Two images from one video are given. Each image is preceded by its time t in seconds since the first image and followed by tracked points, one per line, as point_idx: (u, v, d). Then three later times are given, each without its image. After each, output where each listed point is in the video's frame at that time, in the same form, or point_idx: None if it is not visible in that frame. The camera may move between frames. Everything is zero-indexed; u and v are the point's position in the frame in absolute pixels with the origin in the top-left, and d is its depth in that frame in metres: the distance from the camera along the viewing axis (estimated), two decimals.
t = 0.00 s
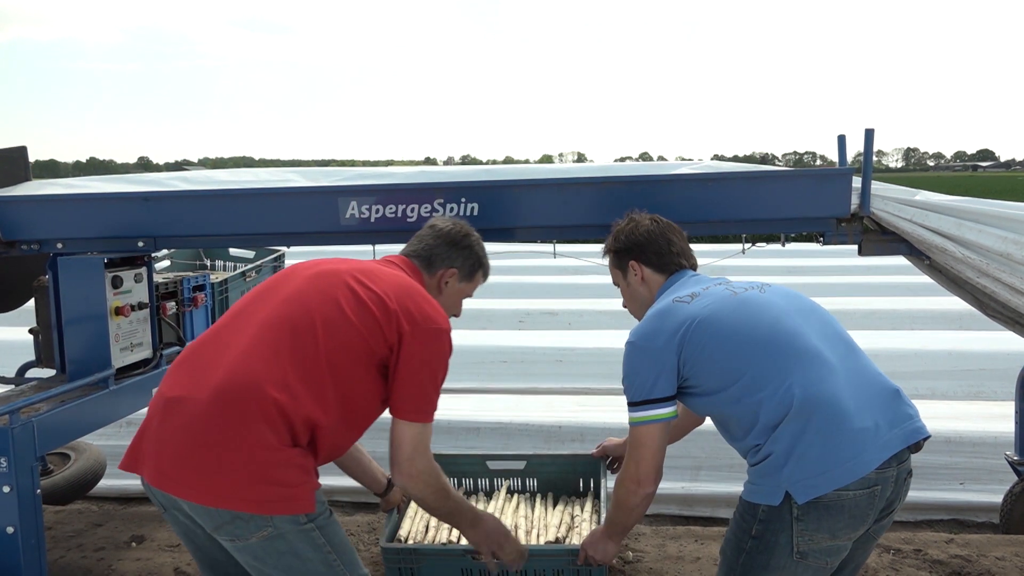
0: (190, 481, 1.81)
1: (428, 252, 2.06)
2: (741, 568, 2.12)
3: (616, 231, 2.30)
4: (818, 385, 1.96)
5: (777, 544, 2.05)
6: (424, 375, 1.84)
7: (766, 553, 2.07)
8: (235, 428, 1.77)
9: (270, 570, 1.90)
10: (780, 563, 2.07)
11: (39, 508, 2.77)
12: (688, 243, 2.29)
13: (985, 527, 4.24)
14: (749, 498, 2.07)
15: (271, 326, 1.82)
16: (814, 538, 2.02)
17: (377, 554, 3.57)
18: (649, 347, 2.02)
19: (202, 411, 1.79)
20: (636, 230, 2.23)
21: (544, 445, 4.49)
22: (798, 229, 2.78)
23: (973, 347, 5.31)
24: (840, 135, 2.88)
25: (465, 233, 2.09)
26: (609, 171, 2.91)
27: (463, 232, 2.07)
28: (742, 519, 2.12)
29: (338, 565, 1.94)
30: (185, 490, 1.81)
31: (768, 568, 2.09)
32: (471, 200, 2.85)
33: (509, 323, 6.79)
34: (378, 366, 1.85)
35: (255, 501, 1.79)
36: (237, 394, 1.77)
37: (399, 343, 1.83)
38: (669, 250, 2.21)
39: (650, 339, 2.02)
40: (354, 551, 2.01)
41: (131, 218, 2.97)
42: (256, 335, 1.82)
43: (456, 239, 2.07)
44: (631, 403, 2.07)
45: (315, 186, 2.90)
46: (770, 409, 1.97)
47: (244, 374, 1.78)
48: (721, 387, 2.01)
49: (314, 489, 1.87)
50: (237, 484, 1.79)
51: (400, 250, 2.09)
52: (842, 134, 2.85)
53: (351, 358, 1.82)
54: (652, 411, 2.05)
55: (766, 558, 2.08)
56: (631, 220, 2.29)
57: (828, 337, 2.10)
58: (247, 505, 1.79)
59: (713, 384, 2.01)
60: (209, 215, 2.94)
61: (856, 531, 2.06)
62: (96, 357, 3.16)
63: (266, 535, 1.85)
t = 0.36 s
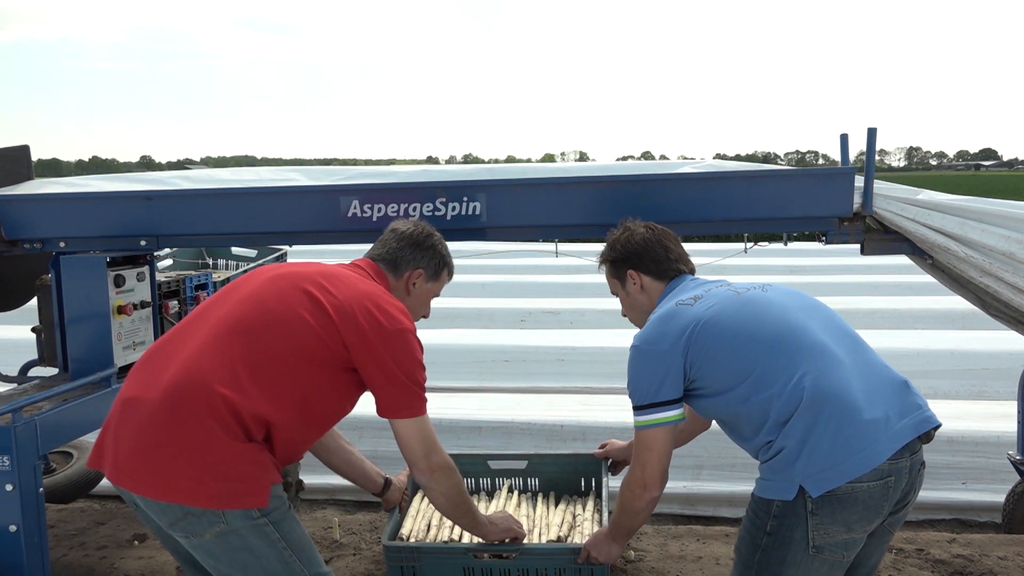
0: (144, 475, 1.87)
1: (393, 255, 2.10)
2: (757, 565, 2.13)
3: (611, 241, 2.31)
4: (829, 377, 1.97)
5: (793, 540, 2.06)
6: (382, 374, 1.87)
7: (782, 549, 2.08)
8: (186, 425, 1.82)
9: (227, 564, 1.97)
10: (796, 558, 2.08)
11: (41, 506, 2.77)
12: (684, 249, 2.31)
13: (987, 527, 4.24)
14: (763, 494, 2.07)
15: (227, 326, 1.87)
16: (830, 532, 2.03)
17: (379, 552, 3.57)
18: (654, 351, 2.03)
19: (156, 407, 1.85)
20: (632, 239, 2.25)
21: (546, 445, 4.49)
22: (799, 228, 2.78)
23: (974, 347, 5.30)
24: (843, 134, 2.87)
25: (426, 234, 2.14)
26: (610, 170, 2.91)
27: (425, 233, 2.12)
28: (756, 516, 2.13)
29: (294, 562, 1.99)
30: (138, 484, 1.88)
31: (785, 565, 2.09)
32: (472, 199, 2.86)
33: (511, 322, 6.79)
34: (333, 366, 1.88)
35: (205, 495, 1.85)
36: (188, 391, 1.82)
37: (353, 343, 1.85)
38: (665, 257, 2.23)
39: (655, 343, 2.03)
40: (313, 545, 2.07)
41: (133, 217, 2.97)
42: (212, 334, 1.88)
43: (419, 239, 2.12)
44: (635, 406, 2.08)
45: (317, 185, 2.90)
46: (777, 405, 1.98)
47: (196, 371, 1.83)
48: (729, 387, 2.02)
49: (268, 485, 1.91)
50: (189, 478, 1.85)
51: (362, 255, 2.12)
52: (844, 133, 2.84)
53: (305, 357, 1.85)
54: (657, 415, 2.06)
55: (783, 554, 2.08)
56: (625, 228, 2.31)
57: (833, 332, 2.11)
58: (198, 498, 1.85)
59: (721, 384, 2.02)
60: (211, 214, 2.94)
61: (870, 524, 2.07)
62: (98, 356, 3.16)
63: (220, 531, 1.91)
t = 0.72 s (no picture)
0: (153, 438, 1.94)
1: (424, 249, 2.13)
2: (770, 566, 2.13)
3: (605, 249, 2.33)
4: (839, 375, 1.98)
5: (806, 541, 2.06)
6: (390, 365, 1.86)
7: (796, 551, 2.07)
8: (200, 392, 1.89)
9: (210, 537, 2.03)
10: (810, 560, 2.07)
11: (48, 501, 2.78)
12: (681, 255, 2.33)
13: (994, 525, 4.22)
14: (775, 496, 2.07)
15: (248, 300, 1.93)
16: (844, 533, 2.03)
17: (385, 548, 3.57)
18: (661, 357, 2.03)
19: (173, 373, 1.92)
20: (629, 249, 2.27)
21: (551, 441, 4.49)
22: (806, 224, 2.77)
23: (981, 344, 5.28)
24: (849, 130, 2.86)
25: (457, 229, 2.18)
26: (615, 166, 2.90)
27: (455, 228, 2.15)
28: (769, 518, 2.13)
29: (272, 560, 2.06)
30: (147, 446, 1.94)
31: (799, 566, 2.08)
32: (478, 195, 2.85)
33: (516, 319, 6.79)
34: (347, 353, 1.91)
35: (210, 464, 1.91)
36: (205, 360, 1.89)
37: (367, 331, 1.88)
38: (663, 267, 2.25)
39: (661, 350, 2.02)
40: (290, 546, 2.14)
41: (140, 213, 2.98)
42: (233, 306, 1.95)
43: (449, 235, 2.16)
44: (643, 413, 2.08)
45: (322, 181, 2.90)
46: (788, 404, 1.98)
47: (214, 342, 1.89)
48: (738, 389, 2.02)
49: (271, 462, 1.97)
50: (197, 446, 1.92)
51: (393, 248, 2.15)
52: (851, 130, 2.83)
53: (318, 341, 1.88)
54: (665, 420, 2.06)
55: (797, 556, 2.07)
56: (620, 236, 2.33)
57: (842, 331, 2.11)
58: (202, 466, 1.92)
59: (730, 387, 2.02)
60: (217, 210, 2.94)
61: (884, 525, 2.06)
62: (105, 352, 3.18)
63: (212, 507, 1.97)
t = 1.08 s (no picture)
0: (190, 421, 1.96)
1: (454, 234, 2.17)
2: (781, 552, 2.14)
3: (614, 236, 2.32)
4: (855, 362, 1.97)
5: (819, 528, 2.06)
6: (422, 347, 1.91)
7: (808, 537, 2.09)
8: (239, 376, 1.91)
9: (239, 522, 2.05)
10: (822, 547, 2.08)
11: (59, 484, 2.80)
12: (691, 243, 2.32)
13: (1001, 510, 4.21)
14: (789, 483, 2.08)
15: (284, 284, 1.96)
16: (857, 520, 2.02)
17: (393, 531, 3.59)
18: (673, 346, 2.02)
19: (210, 356, 1.94)
20: (640, 237, 2.26)
21: (558, 426, 4.50)
22: (816, 210, 2.76)
23: (990, 329, 5.25)
24: (859, 114, 2.83)
25: (487, 216, 2.22)
26: (623, 151, 2.89)
27: (486, 214, 2.20)
28: (782, 505, 2.14)
29: (298, 545, 2.07)
30: (183, 429, 1.96)
31: (811, 552, 2.09)
32: (485, 180, 2.84)
33: (523, 304, 6.79)
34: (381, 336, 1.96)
35: (248, 446, 1.94)
36: (243, 343, 1.91)
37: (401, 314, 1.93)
38: (673, 255, 2.24)
39: (675, 338, 2.02)
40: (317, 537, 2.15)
41: (147, 198, 2.98)
42: (268, 290, 1.97)
43: (480, 220, 2.20)
44: (651, 401, 2.07)
45: (330, 165, 2.89)
46: (807, 391, 1.98)
47: (252, 325, 1.92)
48: (754, 378, 2.02)
49: (306, 445, 2.01)
50: (235, 429, 1.94)
51: (425, 234, 2.20)
52: (861, 114, 2.80)
53: (354, 324, 1.93)
54: (673, 409, 2.05)
55: (808, 542, 2.09)
56: (628, 224, 2.32)
57: (856, 319, 2.11)
58: (241, 449, 1.94)
59: (745, 376, 2.02)
60: (224, 194, 2.94)
61: (898, 513, 2.06)
62: (113, 336, 3.19)
63: (243, 490, 2.00)
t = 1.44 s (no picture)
0: (166, 408, 2.05)
1: (435, 222, 2.21)
2: (787, 541, 2.14)
3: (624, 223, 2.32)
4: (863, 352, 1.97)
5: (825, 518, 2.06)
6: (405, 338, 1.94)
7: (814, 526, 2.08)
8: (211, 366, 1.99)
9: (218, 509, 2.13)
10: (828, 536, 2.07)
11: (67, 471, 2.82)
12: (702, 232, 2.32)
13: (1006, 499, 4.21)
14: (796, 472, 2.08)
15: (258, 276, 2.02)
16: (864, 510, 2.02)
17: (398, 518, 3.60)
18: (681, 333, 2.01)
19: (184, 346, 2.02)
20: (650, 224, 2.25)
21: (563, 414, 4.51)
22: (822, 198, 2.74)
23: (997, 318, 5.23)
24: (867, 102, 2.81)
25: (469, 203, 2.25)
26: (628, 138, 2.87)
27: (467, 202, 2.23)
28: (788, 494, 2.13)
29: (279, 530, 2.15)
30: (159, 416, 2.05)
31: (817, 542, 2.09)
32: (491, 167, 2.83)
33: (528, 292, 6.78)
34: (354, 326, 2.01)
35: (221, 433, 2.02)
36: (215, 334, 1.98)
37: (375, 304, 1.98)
38: (684, 243, 2.24)
39: (682, 326, 2.01)
40: (300, 522, 2.22)
41: (153, 186, 2.98)
42: (242, 282, 2.04)
43: (462, 208, 2.23)
44: (659, 388, 2.07)
45: (335, 153, 2.88)
46: (812, 381, 1.98)
47: (224, 317, 1.99)
48: (762, 367, 2.02)
49: (280, 432, 2.07)
50: (208, 417, 2.02)
51: (407, 222, 2.24)
52: (869, 101, 2.77)
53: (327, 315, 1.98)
54: (682, 396, 2.05)
55: (815, 532, 2.08)
56: (639, 211, 2.31)
57: (865, 308, 2.10)
58: (214, 437, 2.02)
59: (753, 365, 2.02)
60: (229, 183, 2.94)
61: (905, 503, 2.05)
62: (120, 324, 3.20)
63: (220, 479, 2.08)
